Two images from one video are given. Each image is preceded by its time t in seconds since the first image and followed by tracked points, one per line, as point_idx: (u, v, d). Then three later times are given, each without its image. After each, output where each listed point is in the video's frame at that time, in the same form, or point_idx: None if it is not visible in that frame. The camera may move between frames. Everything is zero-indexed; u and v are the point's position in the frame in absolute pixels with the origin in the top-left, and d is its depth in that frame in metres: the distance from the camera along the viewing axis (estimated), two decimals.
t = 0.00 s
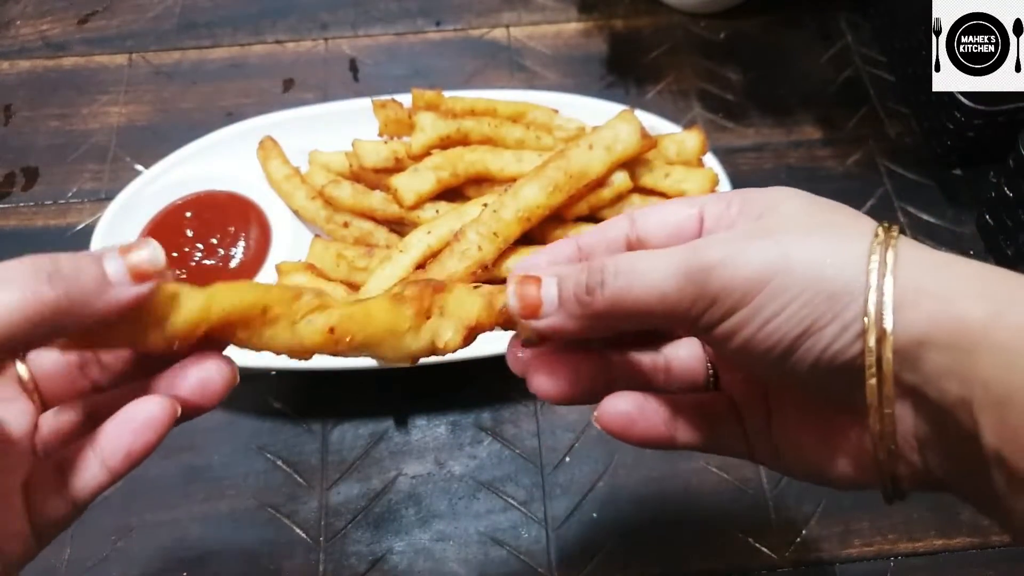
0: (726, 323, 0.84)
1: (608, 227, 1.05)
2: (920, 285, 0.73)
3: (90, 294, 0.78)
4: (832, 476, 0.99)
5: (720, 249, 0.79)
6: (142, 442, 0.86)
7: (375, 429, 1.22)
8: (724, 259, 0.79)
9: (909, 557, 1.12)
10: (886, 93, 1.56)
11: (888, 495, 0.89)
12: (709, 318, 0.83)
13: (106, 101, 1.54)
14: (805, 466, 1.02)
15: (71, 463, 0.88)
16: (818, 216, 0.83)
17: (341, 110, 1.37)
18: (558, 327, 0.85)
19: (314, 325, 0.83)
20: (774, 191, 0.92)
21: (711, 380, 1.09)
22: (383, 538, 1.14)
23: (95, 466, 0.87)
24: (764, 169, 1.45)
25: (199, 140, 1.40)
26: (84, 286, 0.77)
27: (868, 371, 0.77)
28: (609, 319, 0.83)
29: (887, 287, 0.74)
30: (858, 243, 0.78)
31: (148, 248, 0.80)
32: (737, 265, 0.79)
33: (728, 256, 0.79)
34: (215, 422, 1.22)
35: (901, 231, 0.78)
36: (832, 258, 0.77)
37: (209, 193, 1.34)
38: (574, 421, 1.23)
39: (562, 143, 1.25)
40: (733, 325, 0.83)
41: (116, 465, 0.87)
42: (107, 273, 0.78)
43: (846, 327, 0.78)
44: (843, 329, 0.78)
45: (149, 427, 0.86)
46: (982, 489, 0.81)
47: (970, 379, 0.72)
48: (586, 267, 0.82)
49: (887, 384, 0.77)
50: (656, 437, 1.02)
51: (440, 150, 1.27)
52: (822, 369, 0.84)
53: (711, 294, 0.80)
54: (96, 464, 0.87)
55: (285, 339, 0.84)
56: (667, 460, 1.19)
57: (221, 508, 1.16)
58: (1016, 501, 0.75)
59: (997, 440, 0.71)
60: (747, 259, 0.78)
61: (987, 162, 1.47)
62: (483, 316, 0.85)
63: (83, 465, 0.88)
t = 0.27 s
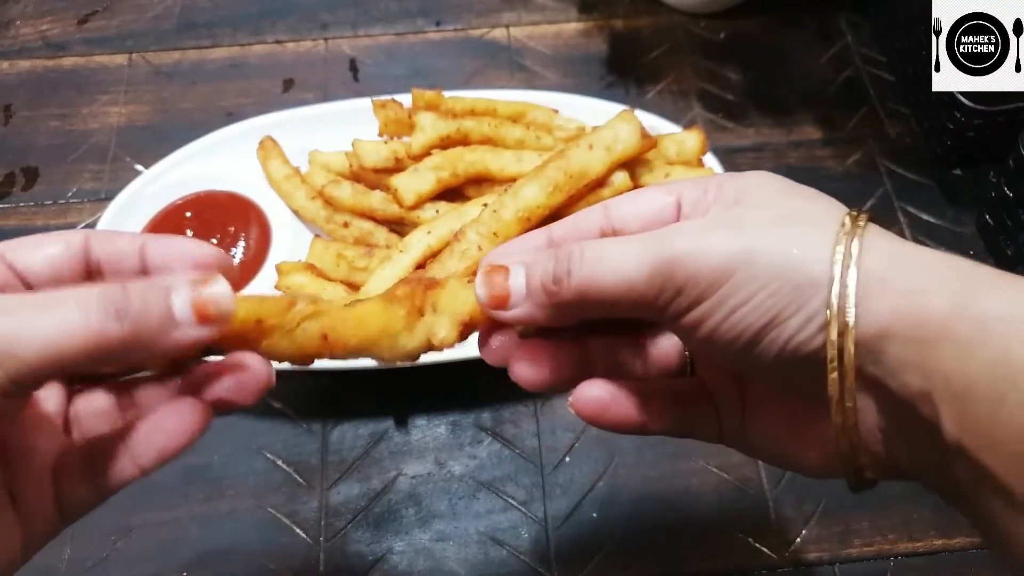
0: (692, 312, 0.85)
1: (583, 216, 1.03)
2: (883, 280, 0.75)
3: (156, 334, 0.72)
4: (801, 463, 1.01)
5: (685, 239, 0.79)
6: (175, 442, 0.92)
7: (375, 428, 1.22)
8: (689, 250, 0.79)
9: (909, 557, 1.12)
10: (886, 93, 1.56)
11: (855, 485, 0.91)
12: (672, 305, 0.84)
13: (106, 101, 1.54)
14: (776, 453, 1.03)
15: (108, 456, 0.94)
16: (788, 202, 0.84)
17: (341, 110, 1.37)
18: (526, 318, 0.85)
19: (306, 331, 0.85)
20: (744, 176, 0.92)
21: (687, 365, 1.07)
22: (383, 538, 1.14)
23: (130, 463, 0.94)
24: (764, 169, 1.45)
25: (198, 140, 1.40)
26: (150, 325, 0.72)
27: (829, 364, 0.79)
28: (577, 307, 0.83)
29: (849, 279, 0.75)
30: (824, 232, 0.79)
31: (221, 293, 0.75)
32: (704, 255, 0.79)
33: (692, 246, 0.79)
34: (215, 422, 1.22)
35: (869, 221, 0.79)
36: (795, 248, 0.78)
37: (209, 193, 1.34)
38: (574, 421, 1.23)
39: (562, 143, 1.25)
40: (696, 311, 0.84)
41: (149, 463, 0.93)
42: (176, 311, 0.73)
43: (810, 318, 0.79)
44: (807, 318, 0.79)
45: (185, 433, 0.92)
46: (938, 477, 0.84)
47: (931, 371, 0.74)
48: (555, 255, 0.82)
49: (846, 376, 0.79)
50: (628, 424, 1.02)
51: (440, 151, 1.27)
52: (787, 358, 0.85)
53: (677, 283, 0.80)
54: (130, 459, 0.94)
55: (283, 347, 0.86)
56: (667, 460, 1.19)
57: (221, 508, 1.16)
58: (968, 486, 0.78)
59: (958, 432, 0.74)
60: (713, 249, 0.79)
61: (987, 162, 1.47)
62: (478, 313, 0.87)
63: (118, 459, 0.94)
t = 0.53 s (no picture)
0: (692, 302, 0.85)
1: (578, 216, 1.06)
2: (886, 275, 0.76)
3: (193, 357, 0.80)
4: (783, 465, 1.01)
5: (685, 225, 0.81)
6: (182, 463, 0.92)
7: (375, 428, 1.22)
8: (689, 234, 0.80)
9: (909, 557, 1.12)
10: (885, 92, 1.56)
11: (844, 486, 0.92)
12: (670, 291, 0.85)
13: (106, 101, 1.54)
14: (760, 455, 1.03)
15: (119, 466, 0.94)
16: (786, 200, 0.85)
17: (341, 111, 1.37)
18: (518, 294, 0.85)
19: (294, 328, 0.83)
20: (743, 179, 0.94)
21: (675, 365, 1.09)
22: (383, 538, 1.14)
23: (138, 479, 0.93)
24: (764, 169, 1.45)
25: (198, 139, 1.40)
26: (187, 349, 0.79)
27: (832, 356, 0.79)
28: (575, 286, 0.84)
29: (853, 274, 0.76)
30: (827, 229, 0.80)
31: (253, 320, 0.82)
32: (702, 241, 0.80)
33: (692, 231, 0.80)
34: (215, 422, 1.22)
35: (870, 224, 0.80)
36: (797, 242, 0.79)
37: (209, 193, 1.34)
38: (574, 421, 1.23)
39: (562, 143, 1.25)
40: (692, 300, 0.85)
41: (158, 480, 0.93)
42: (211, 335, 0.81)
43: (811, 312, 0.80)
44: (807, 312, 0.80)
45: (195, 451, 0.92)
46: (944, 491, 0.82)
47: (927, 366, 0.75)
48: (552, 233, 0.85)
49: (849, 370, 0.79)
50: (603, 419, 1.01)
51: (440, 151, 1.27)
52: (782, 352, 0.86)
53: (675, 266, 0.81)
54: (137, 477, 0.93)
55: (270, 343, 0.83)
56: (667, 460, 1.19)
57: (222, 508, 1.16)
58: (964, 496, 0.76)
59: (952, 429, 0.74)
60: (712, 236, 0.80)
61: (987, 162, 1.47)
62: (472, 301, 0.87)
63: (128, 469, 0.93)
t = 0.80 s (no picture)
0: (681, 284, 0.86)
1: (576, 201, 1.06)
2: (888, 272, 0.79)
3: (174, 305, 0.79)
4: (752, 462, 0.98)
5: (691, 202, 0.83)
6: (192, 436, 0.87)
7: (375, 429, 1.21)
8: (693, 210, 0.82)
9: (910, 557, 1.11)
10: (886, 92, 1.56)
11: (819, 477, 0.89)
12: (660, 269, 0.85)
13: (105, 101, 1.54)
14: (729, 451, 1.00)
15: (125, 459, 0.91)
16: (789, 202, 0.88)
17: (341, 111, 1.37)
18: (517, 238, 0.85)
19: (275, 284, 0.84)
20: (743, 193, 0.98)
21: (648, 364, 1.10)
22: (382, 538, 1.13)
23: (148, 460, 0.89)
24: (765, 169, 1.45)
25: (197, 139, 1.39)
26: (167, 294, 0.78)
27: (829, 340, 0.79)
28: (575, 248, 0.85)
29: (860, 265, 0.78)
30: (833, 226, 0.82)
31: (233, 267, 0.82)
32: (707, 217, 0.82)
33: (697, 207, 0.82)
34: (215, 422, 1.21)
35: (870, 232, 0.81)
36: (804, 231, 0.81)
37: (208, 193, 1.33)
38: (574, 421, 1.22)
39: (562, 143, 1.25)
40: (680, 279, 0.85)
41: (168, 459, 0.89)
42: (191, 285, 0.80)
43: (812, 293, 0.80)
44: (809, 294, 0.80)
45: (200, 421, 0.87)
46: (919, 499, 0.81)
47: (922, 361, 0.76)
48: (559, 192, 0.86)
49: (847, 354, 0.79)
50: (571, 393, 0.97)
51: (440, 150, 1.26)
52: (770, 341, 0.85)
53: (674, 235, 0.82)
54: (149, 458, 0.89)
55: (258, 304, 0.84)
56: (667, 461, 1.19)
57: (221, 509, 1.15)
58: (938, 497, 0.77)
59: (937, 426, 0.75)
60: (717, 214, 0.82)
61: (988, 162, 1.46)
62: (460, 234, 0.87)
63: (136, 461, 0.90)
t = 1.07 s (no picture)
0: (666, 308, 0.88)
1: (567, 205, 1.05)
2: (869, 313, 0.82)
3: (158, 304, 0.83)
4: (714, 488, 0.97)
5: (685, 226, 0.85)
6: (183, 462, 0.87)
7: (375, 429, 1.21)
8: (686, 235, 0.85)
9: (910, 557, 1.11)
10: (886, 92, 1.56)
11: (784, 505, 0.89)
12: (647, 291, 0.88)
13: (105, 101, 1.54)
14: (691, 476, 1.00)
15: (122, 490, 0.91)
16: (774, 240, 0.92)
17: (341, 111, 1.37)
18: (508, 247, 0.85)
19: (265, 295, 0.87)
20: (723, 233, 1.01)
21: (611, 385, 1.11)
22: (382, 538, 1.13)
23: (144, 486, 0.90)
24: (765, 169, 1.45)
25: (198, 139, 1.39)
26: (153, 294, 0.83)
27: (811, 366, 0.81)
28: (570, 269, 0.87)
29: (845, 300, 0.81)
30: (819, 265, 0.86)
31: (217, 271, 0.87)
32: (699, 243, 0.85)
33: (690, 233, 0.85)
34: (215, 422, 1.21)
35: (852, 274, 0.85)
36: (791, 265, 0.85)
37: (208, 193, 1.33)
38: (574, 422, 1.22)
39: (562, 143, 1.25)
40: (665, 302, 0.88)
41: (162, 485, 0.89)
42: (177, 287, 0.85)
43: (793, 321, 0.82)
44: (791, 322, 0.82)
45: (189, 447, 0.87)
46: (883, 532, 0.83)
47: (898, 397, 0.79)
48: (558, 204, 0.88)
49: (826, 382, 0.80)
50: (527, 402, 0.96)
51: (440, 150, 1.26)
52: (753, 368, 0.86)
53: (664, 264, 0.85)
54: (144, 484, 0.90)
55: (246, 313, 0.88)
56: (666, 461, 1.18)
57: (221, 509, 1.15)
58: (902, 532, 0.80)
59: (907, 462, 0.78)
60: (708, 241, 0.85)
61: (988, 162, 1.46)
62: (451, 230, 0.87)
63: (133, 492, 0.90)
